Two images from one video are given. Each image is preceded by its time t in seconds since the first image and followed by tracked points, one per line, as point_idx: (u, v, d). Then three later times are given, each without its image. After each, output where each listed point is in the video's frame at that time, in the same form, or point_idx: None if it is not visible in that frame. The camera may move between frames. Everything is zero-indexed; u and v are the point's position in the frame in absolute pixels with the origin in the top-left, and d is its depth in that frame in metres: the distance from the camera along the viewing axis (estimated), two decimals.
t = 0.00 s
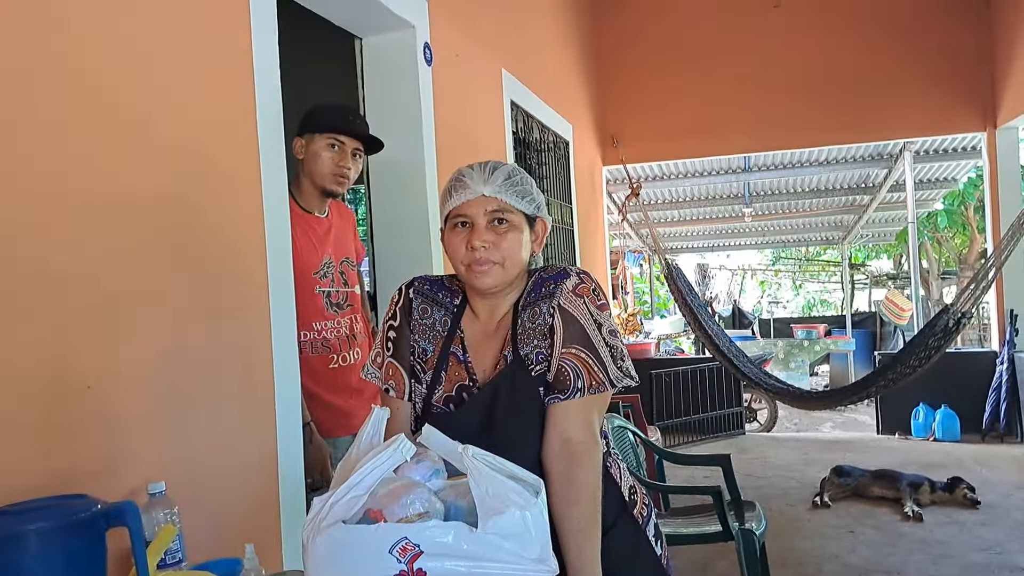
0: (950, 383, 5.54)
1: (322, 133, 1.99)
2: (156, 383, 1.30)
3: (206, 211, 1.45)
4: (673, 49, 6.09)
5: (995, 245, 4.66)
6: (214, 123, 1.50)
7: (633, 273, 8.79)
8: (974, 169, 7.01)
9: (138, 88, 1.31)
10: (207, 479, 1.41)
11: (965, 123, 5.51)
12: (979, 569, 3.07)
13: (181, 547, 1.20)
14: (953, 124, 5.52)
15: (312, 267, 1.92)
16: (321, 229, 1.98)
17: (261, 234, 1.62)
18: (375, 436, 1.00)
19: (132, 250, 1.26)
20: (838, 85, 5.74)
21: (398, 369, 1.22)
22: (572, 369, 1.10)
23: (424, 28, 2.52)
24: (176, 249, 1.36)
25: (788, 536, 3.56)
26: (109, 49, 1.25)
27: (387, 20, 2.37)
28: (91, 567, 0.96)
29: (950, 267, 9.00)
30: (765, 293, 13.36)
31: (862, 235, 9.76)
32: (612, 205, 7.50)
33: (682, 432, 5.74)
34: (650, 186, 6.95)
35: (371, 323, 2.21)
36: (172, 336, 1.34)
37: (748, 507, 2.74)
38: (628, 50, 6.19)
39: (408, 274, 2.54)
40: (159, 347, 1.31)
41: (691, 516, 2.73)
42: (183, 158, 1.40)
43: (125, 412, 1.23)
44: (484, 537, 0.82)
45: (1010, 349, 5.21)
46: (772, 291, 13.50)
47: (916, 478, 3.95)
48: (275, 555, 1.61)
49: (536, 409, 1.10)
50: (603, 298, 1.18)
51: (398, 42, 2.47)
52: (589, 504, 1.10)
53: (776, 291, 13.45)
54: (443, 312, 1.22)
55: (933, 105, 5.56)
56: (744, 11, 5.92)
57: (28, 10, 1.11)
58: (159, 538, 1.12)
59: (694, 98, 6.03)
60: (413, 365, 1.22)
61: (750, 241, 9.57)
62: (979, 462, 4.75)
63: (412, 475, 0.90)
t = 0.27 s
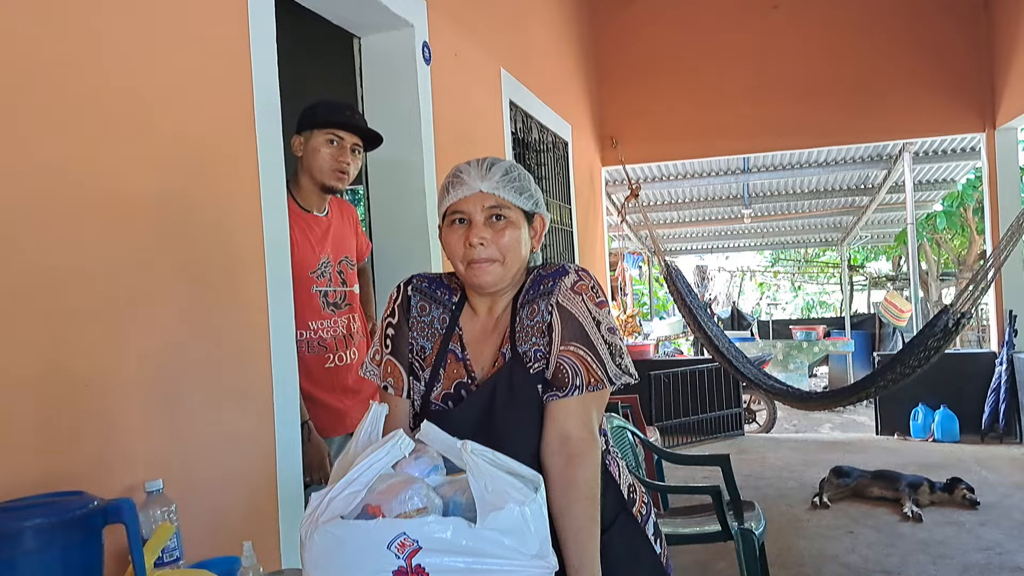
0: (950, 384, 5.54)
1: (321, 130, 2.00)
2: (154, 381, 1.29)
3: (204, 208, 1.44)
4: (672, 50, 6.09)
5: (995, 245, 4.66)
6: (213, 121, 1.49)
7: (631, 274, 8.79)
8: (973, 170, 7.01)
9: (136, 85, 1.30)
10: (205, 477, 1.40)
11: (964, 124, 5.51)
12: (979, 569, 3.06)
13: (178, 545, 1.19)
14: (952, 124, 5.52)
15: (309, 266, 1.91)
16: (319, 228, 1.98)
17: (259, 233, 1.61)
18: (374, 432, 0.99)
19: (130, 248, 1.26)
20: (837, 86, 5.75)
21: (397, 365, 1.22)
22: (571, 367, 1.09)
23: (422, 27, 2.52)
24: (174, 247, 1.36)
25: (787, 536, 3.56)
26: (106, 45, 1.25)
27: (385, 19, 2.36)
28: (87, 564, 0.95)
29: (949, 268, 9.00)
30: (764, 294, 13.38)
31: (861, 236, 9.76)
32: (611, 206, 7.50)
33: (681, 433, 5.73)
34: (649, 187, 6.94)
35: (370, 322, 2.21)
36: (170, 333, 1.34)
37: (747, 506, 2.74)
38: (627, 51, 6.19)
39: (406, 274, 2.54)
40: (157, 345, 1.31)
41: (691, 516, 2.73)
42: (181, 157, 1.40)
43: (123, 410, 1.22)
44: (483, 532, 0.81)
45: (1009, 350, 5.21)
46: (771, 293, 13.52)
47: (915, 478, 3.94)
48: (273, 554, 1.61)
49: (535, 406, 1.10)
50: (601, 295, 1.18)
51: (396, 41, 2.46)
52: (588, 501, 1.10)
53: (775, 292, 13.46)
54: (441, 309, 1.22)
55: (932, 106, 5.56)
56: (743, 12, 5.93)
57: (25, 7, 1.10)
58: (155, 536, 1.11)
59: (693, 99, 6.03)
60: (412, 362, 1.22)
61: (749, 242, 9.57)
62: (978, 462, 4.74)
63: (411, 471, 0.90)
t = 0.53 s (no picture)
0: (947, 385, 5.55)
1: (320, 132, 1.99)
2: (152, 381, 1.29)
3: (203, 208, 1.45)
4: (671, 50, 6.09)
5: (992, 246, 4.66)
6: (211, 121, 1.49)
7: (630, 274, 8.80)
8: (970, 171, 7.02)
9: (134, 84, 1.30)
10: (202, 476, 1.40)
11: (962, 125, 5.52)
12: (976, 570, 3.07)
13: (175, 545, 1.19)
14: (950, 125, 5.53)
15: (307, 266, 1.91)
16: (318, 228, 1.98)
17: (257, 233, 1.61)
18: (370, 432, 0.99)
19: (128, 247, 1.26)
20: (836, 87, 5.75)
21: (394, 366, 1.22)
22: (567, 367, 1.09)
23: (420, 26, 2.52)
24: (172, 246, 1.36)
25: (784, 537, 3.56)
26: (105, 45, 1.24)
27: (383, 18, 2.36)
28: (84, 563, 0.95)
29: (947, 268, 9.01)
30: (762, 295, 13.39)
31: (859, 237, 9.77)
32: (609, 206, 7.51)
33: (679, 433, 5.74)
34: (647, 187, 6.95)
35: (367, 322, 2.21)
36: (168, 333, 1.34)
37: (745, 507, 2.74)
38: (626, 52, 6.19)
39: (404, 273, 2.54)
40: (154, 345, 1.30)
41: (688, 516, 2.73)
42: (179, 156, 1.40)
43: (121, 410, 1.22)
44: (479, 532, 0.81)
45: (1006, 351, 5.22)
46: (769, 293, 13.54)
47: (912, 479, 3.93)
48: (270, 554, 1.61)
49: (531, 406, 1.10)
50: (598, 295, 1.18)
51: (394, 40, 2.46)
52: (585, 502, 1.10)
53: (773, 293, 13.47)
54: (438, 309, 1.22)
55: (930, 107, 5.57)
56: (743, 12, 5.93)
57: (24, 6, 1.10)
58: (152, 535, 1.11)
59: (691, 99, 6.04)
60: (409, 362, 1.22)
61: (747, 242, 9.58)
62: (975, 463, 4.75)
63: (408, 471, 0.90)
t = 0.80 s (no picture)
0: (945, 385, 5.55)
1: (319, 130, 2.00)
2: (153, 383, 1.30)
3: (203, 209, 1.45)
4: (670, 50, 6.10)
5: (991, 247, 4.67)
6: (212, 122, 1.49)
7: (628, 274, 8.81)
8: (969, 172, 7.03)
9: (135, 86, 1.30)
10: (202, 477, 1.41)
11: (960, 125, 5.53)
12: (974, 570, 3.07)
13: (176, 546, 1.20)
14: (949, 126, 5.54)
15: (308, 266, 1.91)
16: (318, 228, 1.98)
17: (258, 234, 1.62)
18: (372, 433, 1.00)
19: (129, 249, 1.26)
20: (834, 87, 5.76)
21: (395, 368, 1.23)
22: (569, 369, 1.09)
23: (420, 27, 2.52)
24: (173, 247, 1.36)
25: (783, 537, 3.57)
26: (105, 46, 1.25)
27: (383, 19, 2.36)
28: (86, 566, 0.95)
29: (946, 268, 9.02)
30: (760, 295, 13.41)
31: (858, 237, 9.78)
32: (608, 206, 7.51)
33: (677, 433, 5.74)
34: (646, 187, 6.96)
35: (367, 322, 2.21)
36: (168, 334, 1.34)
37: (743, 507, 2.75)
38: (625, 52, 6.19)
39: (404, 274, 2.54)
40: (155, 347, 1.31)
41: (687, 517, 2.74)
42: (180, 158, 1.40)
43: (122, 411, 1.23)
44: (481, 535, 0.82)
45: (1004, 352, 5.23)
46: (767, 293, 13.56)
47: (910, 479, 3.95)
48: (271, 555, 1.61)
49: (532, 408, 1.10)
50: (599, 296, 1.18)
51: (394, 41, 2.46)
52: (586, 503, 1.10)
53: (771, 293, 13.48)
54: (440, 311, 1.23)
55: (929, 107, 5.57)
56: (741, 12, 5.93)
57: (25, 9, 1.10)
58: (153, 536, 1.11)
59: (690, 100, 6.04)
60: (411, 364, 1.22)
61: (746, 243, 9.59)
62: (973, 464, 4.75)
63: (410, 473, 0.90)
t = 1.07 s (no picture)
0: (944, 385, 5.56)
1: (310, 127, 2.00)
2: (149, 381, 1.29)
3: (201, 207, 1.44)
4: (671, 48, 6.08)
5: (991, 247, 4.66)
6: (210, 120, 1.49)
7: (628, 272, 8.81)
8: (969, 171, 7.03)
9: (132, 83, 1.30)
10: (199, 475, 1.40)
11: (960, 125, 5.52)
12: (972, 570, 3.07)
13: (172, 544, 1.19)
14: (949, 126, 5.53)
15: (307, 263, 1.91)
16: (317, 225, 1.97)
17: (256, 232, 1.61)
18: (369, 433, 0.99)
19: (126, 247, 1.25)
20: (835, 86, 5.75)
21: (393, 367, 1.22)
22: (567, 369, 1.09)
23: (419, 25, 2.51)
24: (170, 245, 1.35)
25: (782, 536, 3.57)
26: (103, 43, 1.24)
27: (383, 16, 2.36)
28: (80, 564, 0.95)
29: (945, 268, 9.02)
30: (760, 294, 13.42)
31: (857, 236, 9.78)
32: (608, 204, 7.50)
33: (676, 432, 5.74)
34: (646, 186, 6.95)
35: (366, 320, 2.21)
36: (165, 332, 1.34)
37: (742, 506, 2.74)
38: (625, 50, 6.18)
39: (403, 272, 2.53)
40: (152, 344, 1.30)
41: (685, 516, 2.73)
42: (177, 155, 1.39)
43: (118, 409, 1.22)
44: (477, 535, 0.81)
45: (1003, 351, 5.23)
46: (767, 292, 13.56)
47: (909, 479, 3.95)
48: (268, 554, 1.60)
49: (530, 407, 1.10)
50: (598, 295, 1.18)
51: (394, 39, 2.46)
52: (584, 503, 1.10)
53: (771, 292, 13.49)
54: (438, 310, 1.22)
55: (929, 107, 5.57)
56: (742, 10, 5.91)
57: (22, 5, 1.10)
58: (149, 534, 1.11)
59: (691, 98, 6.03)
60: (408, 363, 1.22)
61: (746, 241, 9.59)
62: (972, 463, 4.75)
63: (406, 472, 0.90)
